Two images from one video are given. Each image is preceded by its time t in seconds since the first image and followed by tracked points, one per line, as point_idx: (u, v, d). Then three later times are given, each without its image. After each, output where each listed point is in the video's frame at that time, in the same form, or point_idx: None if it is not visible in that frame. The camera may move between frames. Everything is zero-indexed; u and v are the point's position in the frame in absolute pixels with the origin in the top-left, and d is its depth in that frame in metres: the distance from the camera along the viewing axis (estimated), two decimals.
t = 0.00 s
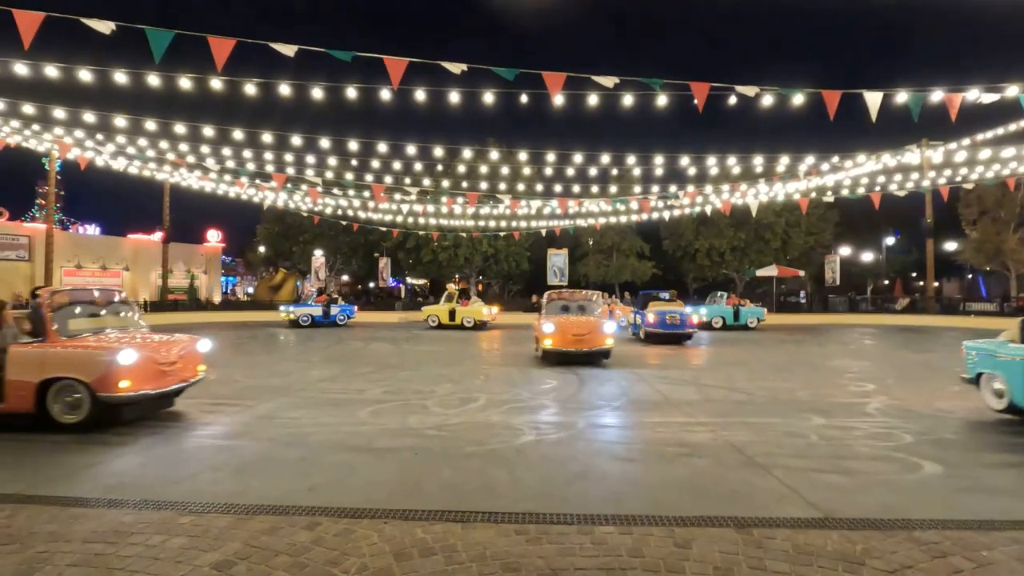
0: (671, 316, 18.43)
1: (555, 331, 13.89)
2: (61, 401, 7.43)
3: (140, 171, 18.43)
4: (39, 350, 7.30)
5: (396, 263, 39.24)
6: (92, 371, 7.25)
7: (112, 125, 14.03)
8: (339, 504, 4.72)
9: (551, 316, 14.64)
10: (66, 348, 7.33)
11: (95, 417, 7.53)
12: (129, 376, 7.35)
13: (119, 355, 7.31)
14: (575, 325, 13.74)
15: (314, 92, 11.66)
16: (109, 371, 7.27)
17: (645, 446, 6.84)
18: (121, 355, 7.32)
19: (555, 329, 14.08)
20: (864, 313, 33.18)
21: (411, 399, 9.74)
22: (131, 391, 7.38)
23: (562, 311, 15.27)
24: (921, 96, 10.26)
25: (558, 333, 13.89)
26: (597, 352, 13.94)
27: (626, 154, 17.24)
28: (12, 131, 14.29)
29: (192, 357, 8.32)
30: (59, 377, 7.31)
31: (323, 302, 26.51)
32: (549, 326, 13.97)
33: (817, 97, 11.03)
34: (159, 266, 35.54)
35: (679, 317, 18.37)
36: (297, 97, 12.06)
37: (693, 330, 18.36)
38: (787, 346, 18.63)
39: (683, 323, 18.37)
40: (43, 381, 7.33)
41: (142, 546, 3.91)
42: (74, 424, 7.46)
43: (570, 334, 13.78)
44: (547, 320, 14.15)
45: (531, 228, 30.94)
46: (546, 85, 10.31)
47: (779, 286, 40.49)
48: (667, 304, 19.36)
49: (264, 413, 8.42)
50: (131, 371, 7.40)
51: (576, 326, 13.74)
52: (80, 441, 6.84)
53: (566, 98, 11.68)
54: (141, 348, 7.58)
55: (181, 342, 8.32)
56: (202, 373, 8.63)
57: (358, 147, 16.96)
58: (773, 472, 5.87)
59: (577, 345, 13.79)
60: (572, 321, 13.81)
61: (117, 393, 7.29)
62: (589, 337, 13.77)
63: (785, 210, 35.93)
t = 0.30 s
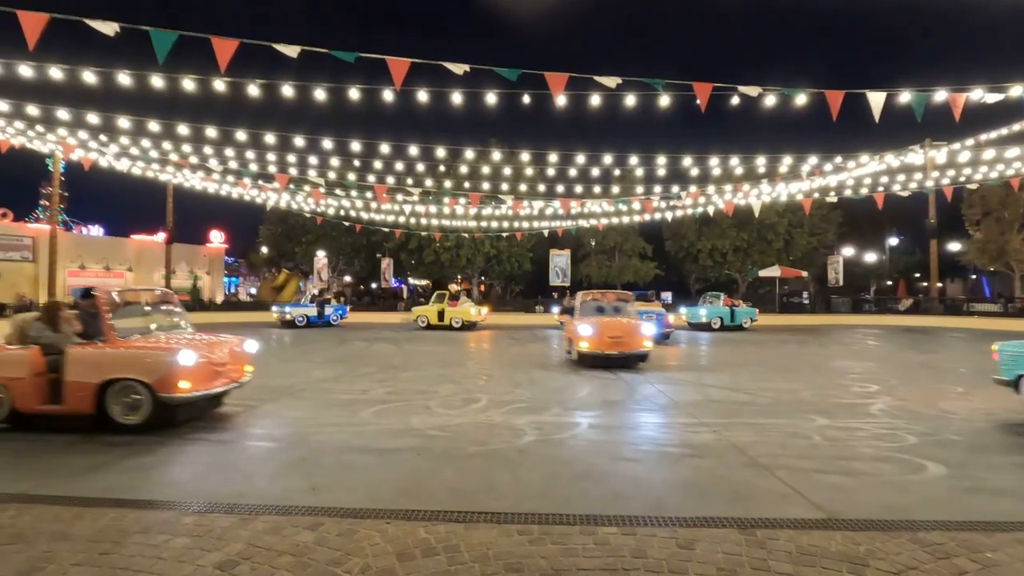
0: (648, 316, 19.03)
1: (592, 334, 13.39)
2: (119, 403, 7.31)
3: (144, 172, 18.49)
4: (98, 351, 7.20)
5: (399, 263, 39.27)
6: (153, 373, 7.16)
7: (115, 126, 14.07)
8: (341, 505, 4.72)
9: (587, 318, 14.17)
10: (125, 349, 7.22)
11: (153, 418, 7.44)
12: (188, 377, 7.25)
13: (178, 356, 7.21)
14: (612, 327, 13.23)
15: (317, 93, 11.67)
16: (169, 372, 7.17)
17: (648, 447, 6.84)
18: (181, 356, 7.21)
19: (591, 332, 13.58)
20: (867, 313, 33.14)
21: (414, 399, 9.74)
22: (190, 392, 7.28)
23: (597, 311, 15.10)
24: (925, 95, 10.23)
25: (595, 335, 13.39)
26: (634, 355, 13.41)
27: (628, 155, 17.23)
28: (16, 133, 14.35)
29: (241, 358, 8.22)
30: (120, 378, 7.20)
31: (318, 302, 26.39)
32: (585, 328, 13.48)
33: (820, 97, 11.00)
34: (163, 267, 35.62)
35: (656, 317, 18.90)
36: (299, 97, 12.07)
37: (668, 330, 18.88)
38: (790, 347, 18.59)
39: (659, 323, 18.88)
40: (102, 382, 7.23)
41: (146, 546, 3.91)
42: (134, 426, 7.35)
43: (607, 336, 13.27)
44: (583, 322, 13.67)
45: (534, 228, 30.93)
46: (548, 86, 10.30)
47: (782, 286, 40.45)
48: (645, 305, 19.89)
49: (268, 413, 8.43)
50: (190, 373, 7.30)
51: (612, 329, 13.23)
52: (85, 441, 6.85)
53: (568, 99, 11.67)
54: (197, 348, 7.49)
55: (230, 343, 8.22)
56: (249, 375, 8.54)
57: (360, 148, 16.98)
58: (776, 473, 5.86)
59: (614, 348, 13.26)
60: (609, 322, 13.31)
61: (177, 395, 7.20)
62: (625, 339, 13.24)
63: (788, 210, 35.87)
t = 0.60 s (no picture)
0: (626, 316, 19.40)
1: (635, 337, 13.16)
2: (179, 403, 7.33)
3: (149, 174, 18.57)
4: (159, 353, 7.20)
5: (403, 265, 39.32)
6: (214, 374, 7.17)
7: (120, 130, 14.12)
8: (345, 506, 4.72)
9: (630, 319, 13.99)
10: (185, 350, 7.22)
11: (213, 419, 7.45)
12: (246, 378, 7.28)
13: (238, 356, 7.22)
14: (656, 329, 13.05)
15: (321, 95, 11.71)
16: (229, 373, 7.19)
17: (652, 448, 6.84)
18: (241, 357, 7.23)
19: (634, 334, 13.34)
20: (871, 314, 33.03)
21: (417, 400, 9.77)
22: (249, 393, 7.31)
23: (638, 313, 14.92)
24: (929, 95, 10.21)
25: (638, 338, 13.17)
26: (678, 358, 13.19)
27: (632, 155, 17.23)
28: (22, 136, 14.43)
29: (290, 359, 8.26)
30: (180, 379, 7.21)
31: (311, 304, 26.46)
32: (628, 330, 13.27)
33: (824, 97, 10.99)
34: (167, 269, 35.74)
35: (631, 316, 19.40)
36: (303, 100, 12.11)
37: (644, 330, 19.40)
38: (795, 348, 18.52)
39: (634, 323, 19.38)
40: (162, 385, 7.22)
41: (152, 546, 3.93)
42: (194, 427, 7.36)
43: (652, 339, 13.05)
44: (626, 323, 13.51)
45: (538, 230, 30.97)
46: (551, 87, 10.30)
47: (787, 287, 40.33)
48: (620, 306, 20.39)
49: (273, 415, 8.45)
50: (248, 374, 7.32)
51: (656, 330, 13.04)
52: (91, 442, 6.88)
53: (572, 100, 11.67)
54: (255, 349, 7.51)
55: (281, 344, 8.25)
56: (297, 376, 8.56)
57: (364, 150, 17.01)
58: (781, 474, 5.85)
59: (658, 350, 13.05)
60: (653, 324, 13.09)
61: (237, 396, 7.23)
62: (670, 341, 13.04)
63: (792, 211, 35.80)
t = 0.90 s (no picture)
0: (605, 317, 19.30)
1: (680, 337, 13.15)
2: (237, 404, 7.37)
3: (155, 176, 18.62)
4: (218, 354, 7.23)
5: (406, 266, 39.36)
6: (272, 374, 7.21)
7: (126, 131, 14.17)
8: (353, 506, 4.73)
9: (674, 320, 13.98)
10: (244, 350, 7.26)
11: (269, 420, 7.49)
12: (304, 379, 7.32)
13: (297, 357, 7.26)
14: (701, 330, 13.00)
15: (325, 97, 11.73)
16: (288, 373, 7.23)
17: (657, 448, 6.84)
18: (300, 357, 7.26)
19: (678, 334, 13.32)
20: (875, 314, 32.90)
21: (422, 401, 9.78)
22: (307, 393, 7.36)
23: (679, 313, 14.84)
24: (934, 95, 10.18)
25: (683, 338, 13.15)
26: (722, 359, 13.14)
27: (636, 156, 17.21)
28: (29, 138, 14.50)
29: (339, 359, 8.30)
30: (239, 380, 7.25)
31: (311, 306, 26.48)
32: (673, 331, 13.26)
33: (829, 97, 10.96)
34: (172, 270, 35.82)
35: (612, 317, 19.30)
36: (307, 102, 12.13)
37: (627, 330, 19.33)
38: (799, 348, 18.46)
39: (616, 323, 19.31)
40: (221, 385, 7.26)
41: (158, 545, 3.94)
42: (251, 427, 7.39)
43: (696, 339, 13.03)
44: (671, 323, 13.53)
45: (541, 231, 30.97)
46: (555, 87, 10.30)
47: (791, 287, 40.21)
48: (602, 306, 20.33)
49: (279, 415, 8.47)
50: (306, 374, 7.36)
51: (701, 331, 13.00)
52: (98, 442, 6.92)
53: (576, 100, 11.68)
54: (311, 348, 7.55)
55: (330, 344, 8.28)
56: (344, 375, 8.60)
57: (368, 151, 17.01)
58: (787, 475, 5.84)
59: (703, 351, 13.01)
60: (698, 325, 13.08)
61: (295, 396, 7.27)
62: (715, 342, 13.00)
63: (796, 211, 35.70)
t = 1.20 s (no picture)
0: (585, 316, 19.29)
1: (717, 335, 13.22)
2: (293, 403, 7.38)
3: (157, 175, 18.64)
4: (275, 353, 7.25)
5: (408, 265, 39.37)
6: (330, 374, 7.28)
7: (129, 131, 14.19)
8: (357, 506, 4.74)
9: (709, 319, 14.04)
10: (300, 349, 7.30)
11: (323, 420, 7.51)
12: (360, 377, 7.40)
13: (354, 356, 7.33)
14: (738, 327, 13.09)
15: (327, 96, 11.75)
16: (345, 372, 7.30)
17: (659, 448, 6.84)
18: (356, 356, 7.34)
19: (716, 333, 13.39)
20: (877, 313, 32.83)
21: (424, 400, 9.79)
22: (362, 392, 7.43)
23: (715, 313, 14.66)
24: (937, 93, 10.16)
25: (721, 337, 13.22)
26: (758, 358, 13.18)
27: (637, 155, 17.20)
28: (32, 138, 14.54)
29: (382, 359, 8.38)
30: (296, 379, 7.28)
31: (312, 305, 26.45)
32: (710, 329, 13.34)
33: (832, 95, 10.95)
34: (174, 270, 35.86)
35: (592, 317, 19.27)
36: (309, 101, 12.14)
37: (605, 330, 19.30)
38: (800, 347, 18.42)
39: (596, 323, 19.28)
40: (278, 385, 7.28)
41: (164, 544, 3.96)
42: (307, 427, 7.40)
43: (734, 338, 13.10)
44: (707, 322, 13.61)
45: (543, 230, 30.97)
46: (557, 86, 10.30)
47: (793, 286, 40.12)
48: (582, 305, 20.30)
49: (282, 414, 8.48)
50: (362, 373, 7.44)
51: (738, 329, 13.07)
52: (101, 441, 6.94)
53: (578, 99, 11.67)
54: (364, 348, 7.63)
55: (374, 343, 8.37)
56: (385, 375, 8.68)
57: (370, 151, 17.02)
58: (791, 474, 5.84)
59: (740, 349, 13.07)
60: (735, 324, 13.17)
61: (351, 395, 7.34)
62: (752, 341, 13.06)
63: (799, 210, 35.65)
